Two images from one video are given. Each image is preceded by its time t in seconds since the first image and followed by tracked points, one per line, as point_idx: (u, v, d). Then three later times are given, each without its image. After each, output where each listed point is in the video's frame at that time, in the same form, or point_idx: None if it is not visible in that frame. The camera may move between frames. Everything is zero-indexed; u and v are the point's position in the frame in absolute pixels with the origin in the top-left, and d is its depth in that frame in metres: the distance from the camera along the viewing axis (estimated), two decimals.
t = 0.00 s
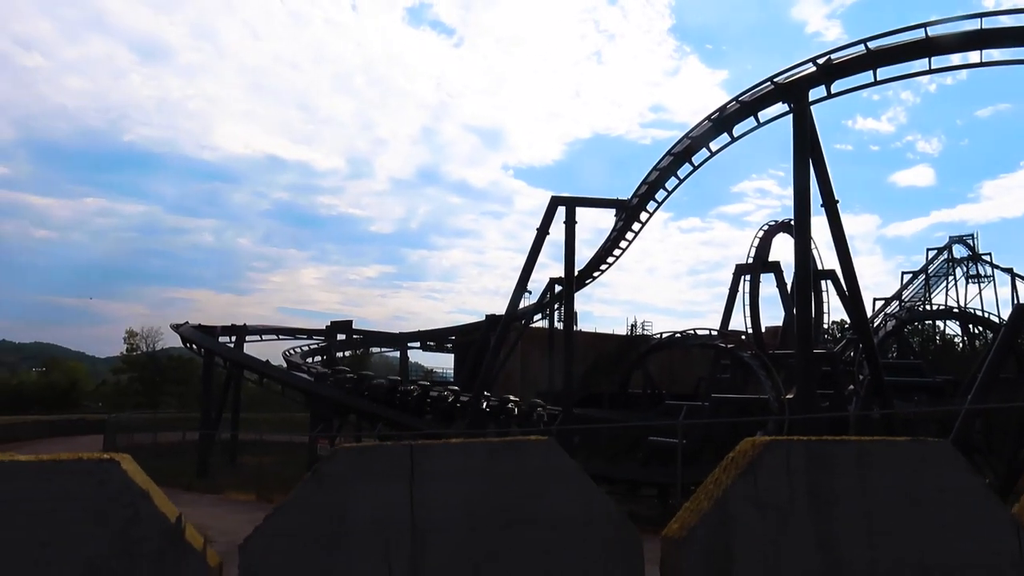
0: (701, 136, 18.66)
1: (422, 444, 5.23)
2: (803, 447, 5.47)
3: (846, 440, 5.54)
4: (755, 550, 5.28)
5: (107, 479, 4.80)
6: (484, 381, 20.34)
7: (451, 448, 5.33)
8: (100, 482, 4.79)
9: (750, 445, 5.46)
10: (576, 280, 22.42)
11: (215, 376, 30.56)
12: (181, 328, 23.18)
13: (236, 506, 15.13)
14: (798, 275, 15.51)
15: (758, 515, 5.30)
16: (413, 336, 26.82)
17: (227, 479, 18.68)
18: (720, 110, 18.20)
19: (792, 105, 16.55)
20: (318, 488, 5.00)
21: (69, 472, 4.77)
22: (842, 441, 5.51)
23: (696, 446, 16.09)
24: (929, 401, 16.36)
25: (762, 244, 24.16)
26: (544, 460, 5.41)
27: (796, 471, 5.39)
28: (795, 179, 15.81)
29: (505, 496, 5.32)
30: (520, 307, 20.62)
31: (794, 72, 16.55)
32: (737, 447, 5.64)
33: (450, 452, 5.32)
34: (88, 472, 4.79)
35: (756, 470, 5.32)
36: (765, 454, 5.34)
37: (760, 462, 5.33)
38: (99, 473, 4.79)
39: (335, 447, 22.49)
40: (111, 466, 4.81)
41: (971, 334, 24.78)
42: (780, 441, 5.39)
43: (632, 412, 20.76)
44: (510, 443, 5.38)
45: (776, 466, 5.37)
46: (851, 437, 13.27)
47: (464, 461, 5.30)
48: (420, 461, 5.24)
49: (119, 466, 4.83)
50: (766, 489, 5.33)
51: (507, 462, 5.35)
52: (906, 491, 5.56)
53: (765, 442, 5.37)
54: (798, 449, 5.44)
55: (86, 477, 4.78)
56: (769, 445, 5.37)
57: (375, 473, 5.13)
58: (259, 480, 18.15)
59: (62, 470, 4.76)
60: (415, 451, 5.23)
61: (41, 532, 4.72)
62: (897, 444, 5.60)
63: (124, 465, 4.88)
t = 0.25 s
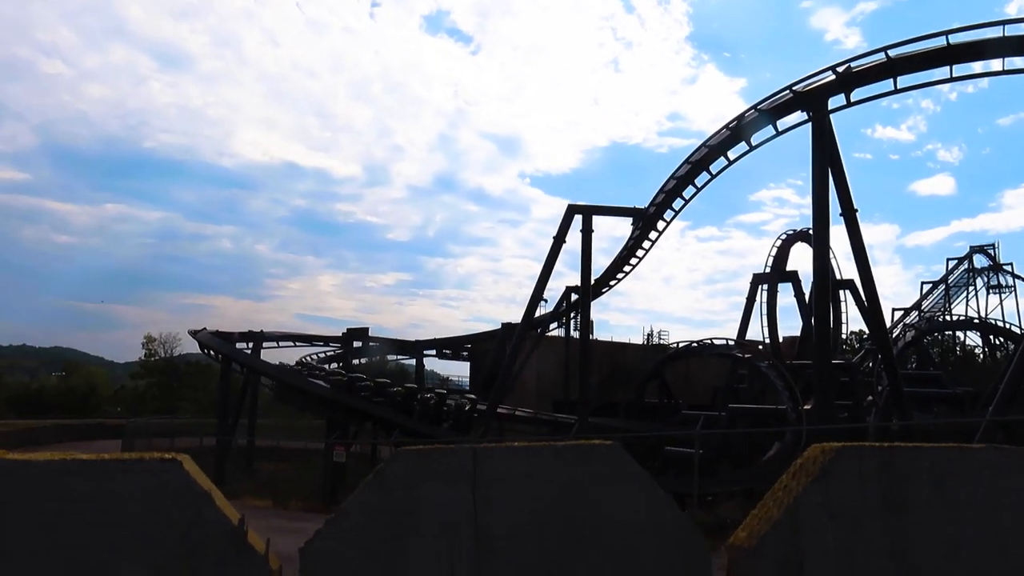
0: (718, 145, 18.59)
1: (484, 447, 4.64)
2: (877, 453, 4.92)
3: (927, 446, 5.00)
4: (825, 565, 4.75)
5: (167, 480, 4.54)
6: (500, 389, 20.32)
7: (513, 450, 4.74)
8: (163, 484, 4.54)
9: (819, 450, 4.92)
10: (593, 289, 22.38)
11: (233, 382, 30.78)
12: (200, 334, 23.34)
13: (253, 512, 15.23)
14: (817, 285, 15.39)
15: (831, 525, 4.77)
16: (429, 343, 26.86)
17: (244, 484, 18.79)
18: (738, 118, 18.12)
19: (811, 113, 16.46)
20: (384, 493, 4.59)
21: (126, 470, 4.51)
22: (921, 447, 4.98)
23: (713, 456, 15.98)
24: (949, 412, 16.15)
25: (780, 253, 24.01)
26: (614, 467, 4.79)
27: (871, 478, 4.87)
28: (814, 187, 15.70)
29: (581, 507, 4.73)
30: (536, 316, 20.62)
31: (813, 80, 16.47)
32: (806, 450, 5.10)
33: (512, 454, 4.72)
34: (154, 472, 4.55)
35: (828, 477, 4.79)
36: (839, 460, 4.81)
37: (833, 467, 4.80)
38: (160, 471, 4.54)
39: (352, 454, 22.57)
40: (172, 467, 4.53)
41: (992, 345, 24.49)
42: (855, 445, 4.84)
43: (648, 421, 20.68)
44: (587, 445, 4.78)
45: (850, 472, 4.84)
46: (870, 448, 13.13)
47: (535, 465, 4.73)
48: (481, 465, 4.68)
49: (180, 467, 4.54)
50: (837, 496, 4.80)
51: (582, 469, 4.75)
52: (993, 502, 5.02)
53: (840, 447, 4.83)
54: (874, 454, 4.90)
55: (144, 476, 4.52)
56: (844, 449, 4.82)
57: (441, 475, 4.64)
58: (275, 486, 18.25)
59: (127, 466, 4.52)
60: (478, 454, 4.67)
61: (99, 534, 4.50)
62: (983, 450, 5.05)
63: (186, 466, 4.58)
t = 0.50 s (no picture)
0: (732, 160, 18.56)
1: (525, 465, 4.81)
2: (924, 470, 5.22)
3: (968, 463, 5.36)
4: None
5: (208, 496, 4.72)
6: (513, 404, 20.28)
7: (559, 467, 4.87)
8: (205, 500, 4.72)
9: (869, 469, 5.15)
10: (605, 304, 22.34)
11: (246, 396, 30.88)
12: (214, 347, 23.46)
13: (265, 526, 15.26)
14: (832, 301, 15.31)
15: (885, 545, 4.98)
16: (441, 358, 26.86)
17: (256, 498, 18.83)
18: (752, 133, 18.10)
19: (825, 128, 16.42)
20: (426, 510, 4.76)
21: (173, 485, 4.73)
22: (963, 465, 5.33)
23: (727, 473, 15.85)
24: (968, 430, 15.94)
25: (794, 268, 23.87)
26: (666, 483, 4.85)
27: (920, 496, 5.14)
28: (828, 202, 15.64)
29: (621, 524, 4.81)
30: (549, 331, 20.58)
31: (827, 95, 16.44)
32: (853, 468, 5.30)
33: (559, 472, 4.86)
34: (195, 488, 4.74)
35: (881, 495, 5.02)
36: (893, 478, 5.06)
37: (885, 486, 5.04)
38: (201, 487, 4.73)
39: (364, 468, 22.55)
40: (214, 482, 4.72)
41: (1011, 361, 24.20)
42: (905, 463, 5.11)
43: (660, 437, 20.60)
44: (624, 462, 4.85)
45: (900, 490, 5.11)
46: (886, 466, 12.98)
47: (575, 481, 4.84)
48: (525, 482, 4.84)
49: (222, 482, 4.73)
50: (891, 513, 5.04)
51: (617, 486, 4.83)
52: None
53: (894, 465, 5.08)
54: (922, 472, 5.18)
55: (187, 492, 4.72)
56: (897, 467, 5.07)
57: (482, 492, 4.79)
58: (287, 500, 18.26)
59: (171, 481, 4.73)
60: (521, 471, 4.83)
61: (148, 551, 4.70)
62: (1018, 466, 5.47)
63: (228, 480, 4.78)
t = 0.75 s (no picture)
0: (738, 165, 18.54)
1: (548, 464, 4.81)
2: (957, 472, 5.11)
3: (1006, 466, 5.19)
4: None
5: (225, 495, 4.72)
6: (518, 409, 20.26)
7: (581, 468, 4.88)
8: (222, 500, 4.72)
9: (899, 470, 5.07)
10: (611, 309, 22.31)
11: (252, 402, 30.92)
12: (221, 353, 23.50)
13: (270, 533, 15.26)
14: (839, 305, 15.27)
15: (915, 547, 4.89)
16: (447, 363, 26.85)
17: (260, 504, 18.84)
18: (757, 138, 18.09)
19: (831, 133, 16.40)
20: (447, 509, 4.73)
21: (188, 485, 4.73)
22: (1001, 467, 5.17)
23: (734, 479, 15.79)
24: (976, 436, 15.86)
25: (800, 273, 23.80)
26: (688, 484, 4.86)
27: (953, 498, 5.03)
28: (835, 207, 15.61)
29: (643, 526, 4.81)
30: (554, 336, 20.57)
31: (832, 100, 16.42)
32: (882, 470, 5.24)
33: (580, 473, 4.87)
34: (211, 488, 4.74)
35: (911, 496, 4.94)
36: (922, 478, 4.97)
37: (915, 487, 4.95)
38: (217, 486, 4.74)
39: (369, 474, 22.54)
40: (231, 482, 4.73)
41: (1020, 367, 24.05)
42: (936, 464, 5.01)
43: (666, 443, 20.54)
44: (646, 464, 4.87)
45: (932, 492, 5.00)
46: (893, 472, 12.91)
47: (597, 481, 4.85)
48: (547, 482, 4.83)
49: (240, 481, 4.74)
50: (920, 515, 4.94)
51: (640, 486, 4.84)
52: None
53: (923, 465, 4.99)
54: (954, 474, 5.08)
55: (204, 492, 4.72)
56: (926, 468, 4.98)
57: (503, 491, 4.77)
58: (292, 506, 18.26)
59: (186, 481, 4.74)
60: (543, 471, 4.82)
61: (163, 551, 4.69)
62: None
63: (244, 480, 4.78)
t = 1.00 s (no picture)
0: (741, 165, 18.51)
1: (551, 472, 4.78)
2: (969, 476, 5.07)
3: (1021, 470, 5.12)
4: None
5: (224, 506, 4.65)
6: (522, 410, 20.23)
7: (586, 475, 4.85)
8: (221, 510, 4.65)
9: (907, 475, 5.05)
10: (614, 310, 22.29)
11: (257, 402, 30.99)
12: (224, 355, 23.52)
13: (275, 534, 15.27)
14: (843, 306, 15.24)
15: (924, 554, 4.87)
16: (450, 365, 26.85)
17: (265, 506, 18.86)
18: (761, 139, 18.06)
19: (835, 133, 16.36)
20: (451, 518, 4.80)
21: (187, 491, 4.68)
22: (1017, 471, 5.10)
23: (738, 480, 15.75)
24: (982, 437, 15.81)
25: (804, 274, 23.76)
26: (688, 489, 4.70)
27: (964, 503, 5.00)
28: (839, 208, 15.58)
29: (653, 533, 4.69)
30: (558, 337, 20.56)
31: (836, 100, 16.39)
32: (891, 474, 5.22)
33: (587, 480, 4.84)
34: (210, 496, 4.67)
35: (919, 503, 4.92)
36: (931, 484, 4.93)
37: (924, 494, 4.93)
38: (214, 495, 4.67)
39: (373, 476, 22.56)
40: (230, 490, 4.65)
41: None
42: (945, 470, 4.98)
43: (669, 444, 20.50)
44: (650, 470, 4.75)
45: (941, 498, 4.98)
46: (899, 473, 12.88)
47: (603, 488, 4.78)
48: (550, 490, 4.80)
49: (238, 490, 4.64)
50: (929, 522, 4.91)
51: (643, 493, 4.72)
52: None
53: (930, 471, 4.97)
54: (965, 479, 5.03)
55: (203, 501, 4.65)
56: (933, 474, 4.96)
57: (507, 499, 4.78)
58: (297, 508, 18.27)
59: (184, 488, 4.69)
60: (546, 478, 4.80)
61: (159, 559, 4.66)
62: None
63: (244, 488, 4.69)
